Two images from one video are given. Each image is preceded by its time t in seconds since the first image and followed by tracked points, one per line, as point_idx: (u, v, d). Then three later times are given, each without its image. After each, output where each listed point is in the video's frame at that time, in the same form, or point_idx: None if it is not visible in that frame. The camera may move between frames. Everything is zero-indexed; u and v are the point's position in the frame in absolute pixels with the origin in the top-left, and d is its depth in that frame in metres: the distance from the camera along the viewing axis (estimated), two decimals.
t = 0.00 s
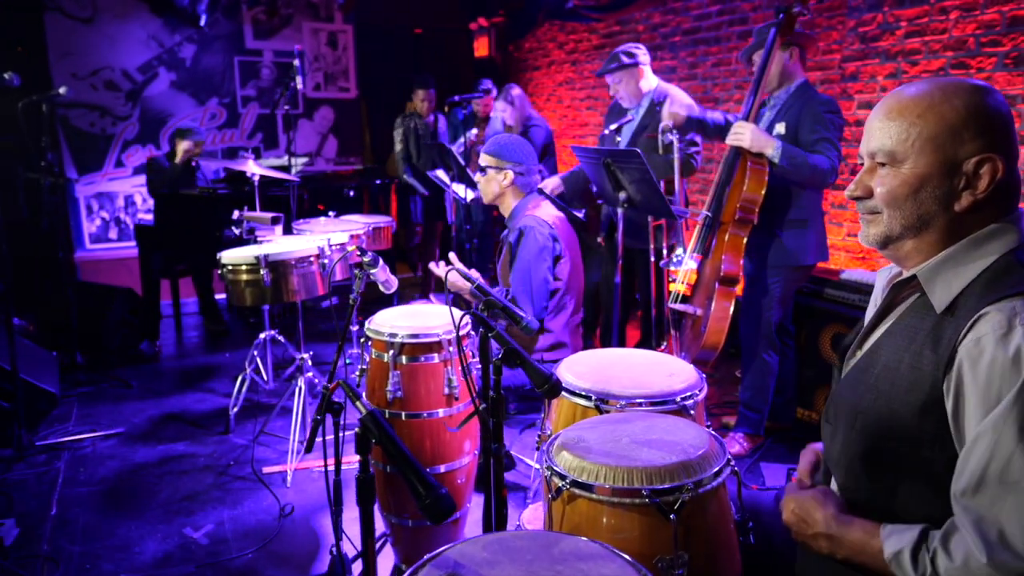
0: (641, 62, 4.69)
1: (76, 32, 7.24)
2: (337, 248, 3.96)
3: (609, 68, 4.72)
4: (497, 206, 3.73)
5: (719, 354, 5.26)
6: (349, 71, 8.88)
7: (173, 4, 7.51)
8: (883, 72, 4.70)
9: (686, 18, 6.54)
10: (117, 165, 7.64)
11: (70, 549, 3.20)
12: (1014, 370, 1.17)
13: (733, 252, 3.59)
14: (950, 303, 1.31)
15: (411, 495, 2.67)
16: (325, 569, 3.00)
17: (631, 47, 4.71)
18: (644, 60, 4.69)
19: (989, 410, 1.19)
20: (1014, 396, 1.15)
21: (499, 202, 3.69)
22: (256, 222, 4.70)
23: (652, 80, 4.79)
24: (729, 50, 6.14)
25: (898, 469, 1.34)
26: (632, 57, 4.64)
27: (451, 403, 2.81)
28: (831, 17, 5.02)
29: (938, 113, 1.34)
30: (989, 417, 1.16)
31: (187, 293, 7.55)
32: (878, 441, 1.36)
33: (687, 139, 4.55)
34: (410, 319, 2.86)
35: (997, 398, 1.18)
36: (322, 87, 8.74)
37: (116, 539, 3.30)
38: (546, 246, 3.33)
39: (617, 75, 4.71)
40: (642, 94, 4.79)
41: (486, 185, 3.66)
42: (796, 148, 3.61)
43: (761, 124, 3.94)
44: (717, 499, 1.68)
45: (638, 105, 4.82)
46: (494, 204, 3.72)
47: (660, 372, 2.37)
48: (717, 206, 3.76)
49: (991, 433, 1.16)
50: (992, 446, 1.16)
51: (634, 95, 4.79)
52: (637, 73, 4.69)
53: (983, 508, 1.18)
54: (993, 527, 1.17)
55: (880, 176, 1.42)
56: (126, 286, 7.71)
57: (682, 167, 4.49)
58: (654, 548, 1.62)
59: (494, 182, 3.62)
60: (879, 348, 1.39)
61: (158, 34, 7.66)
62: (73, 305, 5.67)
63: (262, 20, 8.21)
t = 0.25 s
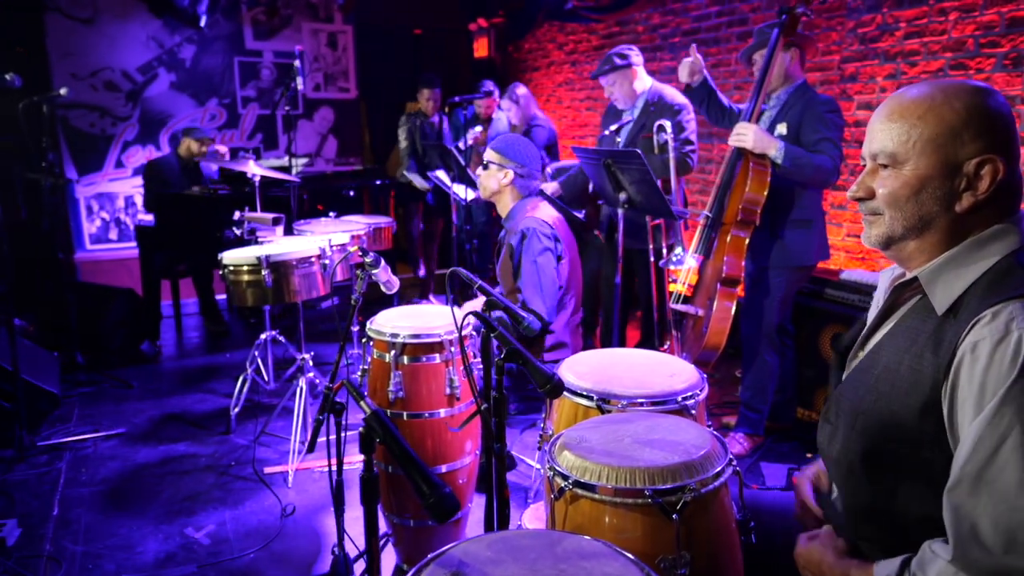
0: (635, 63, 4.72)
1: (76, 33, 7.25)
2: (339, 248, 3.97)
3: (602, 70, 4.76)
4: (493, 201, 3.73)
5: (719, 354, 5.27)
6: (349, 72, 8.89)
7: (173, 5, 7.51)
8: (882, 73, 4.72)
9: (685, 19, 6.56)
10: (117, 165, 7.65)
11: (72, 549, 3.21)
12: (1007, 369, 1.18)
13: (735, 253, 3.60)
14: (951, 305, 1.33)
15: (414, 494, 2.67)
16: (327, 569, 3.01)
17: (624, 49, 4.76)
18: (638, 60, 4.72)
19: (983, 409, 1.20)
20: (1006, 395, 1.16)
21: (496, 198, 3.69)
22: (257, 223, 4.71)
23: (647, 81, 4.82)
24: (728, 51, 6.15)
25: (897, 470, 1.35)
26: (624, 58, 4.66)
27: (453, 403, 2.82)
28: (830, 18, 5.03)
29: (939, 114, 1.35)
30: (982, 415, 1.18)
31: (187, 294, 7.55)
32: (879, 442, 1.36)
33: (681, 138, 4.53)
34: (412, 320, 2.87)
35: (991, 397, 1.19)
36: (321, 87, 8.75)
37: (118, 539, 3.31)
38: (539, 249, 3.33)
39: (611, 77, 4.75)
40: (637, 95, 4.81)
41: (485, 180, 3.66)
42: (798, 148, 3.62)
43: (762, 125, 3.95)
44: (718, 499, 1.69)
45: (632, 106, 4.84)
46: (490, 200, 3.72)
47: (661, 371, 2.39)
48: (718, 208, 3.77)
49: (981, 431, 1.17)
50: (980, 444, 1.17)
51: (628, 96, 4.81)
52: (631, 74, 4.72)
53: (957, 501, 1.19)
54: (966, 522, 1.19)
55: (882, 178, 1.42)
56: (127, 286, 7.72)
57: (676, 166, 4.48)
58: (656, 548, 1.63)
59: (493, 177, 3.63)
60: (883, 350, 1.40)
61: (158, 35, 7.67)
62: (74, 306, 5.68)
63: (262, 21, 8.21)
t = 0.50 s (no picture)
0: (631, 62, 4.70)
1: (79, 33, 7.27)
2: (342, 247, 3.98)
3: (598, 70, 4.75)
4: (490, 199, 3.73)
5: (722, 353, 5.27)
6: (351, 71, 8.90)
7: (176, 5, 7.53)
8: (884, 71, 4.72)
9: (687, 18, 6.56)
10: (120, 165, 7.66)
11: (77, 547, 3.23)
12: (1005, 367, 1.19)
13: (739, 251, 3.61)
14: (952, 304, 1.34)
15: (420, 494, 2.68)
16: (331, 567, 3.02)
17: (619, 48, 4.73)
18: (634, 60, 4.70)
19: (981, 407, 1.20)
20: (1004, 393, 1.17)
21: (494, 196, 3.69)
22: (261, 222, 4.72)
23: (644, 79, 4.81)
24: (730, 50, 6.16)
25: (901, 468, 1.36)
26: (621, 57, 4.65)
27: (457, 401, 2.83)
28: (833, 17, 5.03)
29: (937, 114, 1.35)
30: (980, 411, 1.19)
31: (190, 293, 7.57)
32: (881, 441, 1.37)
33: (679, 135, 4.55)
34: (415, 318, 2.88)
35: (989, 394, 1.20)
36: (324, 87, 8.76)
37: (123, 537, 3.32)
38: (537, 242, 3.36)
39: (607, 77, 4.74)
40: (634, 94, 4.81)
41: (484, 178, 3.66)
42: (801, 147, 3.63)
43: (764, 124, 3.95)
44: (721, 497, 1.70)
45: (631, 105, 4.84)
46: (488, 199, 3.72)
47: (664, 370, 2.39)
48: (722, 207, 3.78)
49: (980, 426, 1.18)
50: (978, 440, 1.18)
51: (626, 95, 4.81)
52: (628, 74, 4.71)
53: (952, 496, 1.20)
54: (963, 517, 1.19)
55: (881, 177, 1.43)
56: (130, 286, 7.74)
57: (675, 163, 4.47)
58: (660, 546, 1.64)
59: (491, 176, 3.64)
60: (883, 349, 1.41)
61: (161, 35, 7.68)
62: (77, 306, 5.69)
63: (264, 21, 8.23)
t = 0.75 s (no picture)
0: (627, 64, 4.72)
1: (81, 34, 7.29)
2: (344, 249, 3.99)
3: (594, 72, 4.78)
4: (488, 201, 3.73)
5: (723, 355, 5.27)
6: (353, 73, 8.92)
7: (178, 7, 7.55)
8: (885, 73, 4.73)
9: (688, 20, 6.58)
10: (122, 167, 7.68)
11: (79, 548, 3.23)
12: (998, 368, 1.19)
13: (741, 253, 3.61)
14: (946, 306, 1.34)
15: (424, 494, 2.69)
16: (333, 567, 3.03)
17: (615, 50, 4.75)
18: (630, 62, 4.71)
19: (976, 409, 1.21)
20: (996, 395, 1.17)
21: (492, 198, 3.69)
22: (263, 224, 4.73)
23: (640, 82, 4.83)
24: (731, 52, 6.17)
25: (899, 469, 1.37)
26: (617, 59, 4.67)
27: (458, 402, 2.83)
28: (833, 19, 5.04)
29: (930, 117, 1.36)
30: (976, 413, 1.19)
31: (192, 295, 7.58)
32: (879, 443, 1.38)
33: (675, 137, 4.57)
34: (417, 319, 2.89)
35: (983, 396, 1.20)
36: (325, 89, 8.78)
37: (125, 538, 3.33)
38: (531, 248, 3.35)
39: (603, 79, 4.77)
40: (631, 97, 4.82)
41: (482, 180, 3.66)
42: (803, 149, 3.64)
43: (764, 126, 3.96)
44: (723, 498, 1.70)
45: (627, 107, 4.84)
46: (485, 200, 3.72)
47: (665, 371, 2.40)
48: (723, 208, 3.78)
49: (976, 429, 1.19)
50: (975, 443, 1.18)
51: (623, 97, 4.83)
52: (624, 76, 4.74)
53: (953, 500, 1.21)
54: (965, 521, 1.20)
55: (875, 181, 1.44)
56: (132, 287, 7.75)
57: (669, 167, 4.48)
58: (661, 546, 1.64)
59: (489, 179, 3.64)
60: (879, 352, 1.41)
61: (163, 37, 7.71)
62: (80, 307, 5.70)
63: (266, 23, 8.25)
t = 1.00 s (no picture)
0: (641, 67, 4.74)
1: (107, 36, 7.42)
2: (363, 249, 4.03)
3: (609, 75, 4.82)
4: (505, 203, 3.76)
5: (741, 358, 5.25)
6: (372, 75, 8.99)
7: (202, 10, 7.66)
8: (909, 76, 4.68)
9: (709, 22, 6.56)
10: (146, 167, 7.80)
11: (102, 541, 3.29)
12: None
13: (758, 256, 3.59)
14: (961, 313, 1.33)
15: (442, 493, 2.70)
16: (351, 565, 3.05)
17: (629, 53, 4.78)
18: (645, 64, 4.73)
19: (1008, 419, 1.18)
20: None
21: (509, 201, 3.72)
22: (284, 224, 4.79)
23: (654, 84, 4.83)
24: (752, 54, 6.14)
25: (924, 479, 1.33)
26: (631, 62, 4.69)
27: (475, 402, 2.85)
28: (856, 21, 5.01)
29: (943, 124, 1.35)
30: (1012, 427, 1.16)
31: (213, 294, 7.68)
32: (903, 451, 1.35)
33: (689, 140, 4.56)
34: (435, 320, 2.91)
35: (1013, 405, 1.18)
36: (346, 90, 8.86)
37: (146, 532, 3.38)
38: (550, 250, 3.35)
39: (617, 82, 4.79)
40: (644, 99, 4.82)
41: (499, 183, 3.69)
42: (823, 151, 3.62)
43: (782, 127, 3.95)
44: (740, 501, 1.70)
45: (641, 109, 4.84)
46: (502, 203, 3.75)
47: (683, 373, 2.40)
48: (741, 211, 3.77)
49: (1016, 441, 1.16)
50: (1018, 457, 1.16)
51: (636, 99, 4.82)
52: (637, 78, 4.75)
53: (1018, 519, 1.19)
54: None
55: (887, 189, 1.43)
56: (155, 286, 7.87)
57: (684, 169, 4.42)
58: (677, 549, 1.65)
59: (506, 181, 3.66)
60: (902, 362, 1.40)
61: (187, 39, 7.81)
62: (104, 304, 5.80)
63: (288, 25, 8.34)
